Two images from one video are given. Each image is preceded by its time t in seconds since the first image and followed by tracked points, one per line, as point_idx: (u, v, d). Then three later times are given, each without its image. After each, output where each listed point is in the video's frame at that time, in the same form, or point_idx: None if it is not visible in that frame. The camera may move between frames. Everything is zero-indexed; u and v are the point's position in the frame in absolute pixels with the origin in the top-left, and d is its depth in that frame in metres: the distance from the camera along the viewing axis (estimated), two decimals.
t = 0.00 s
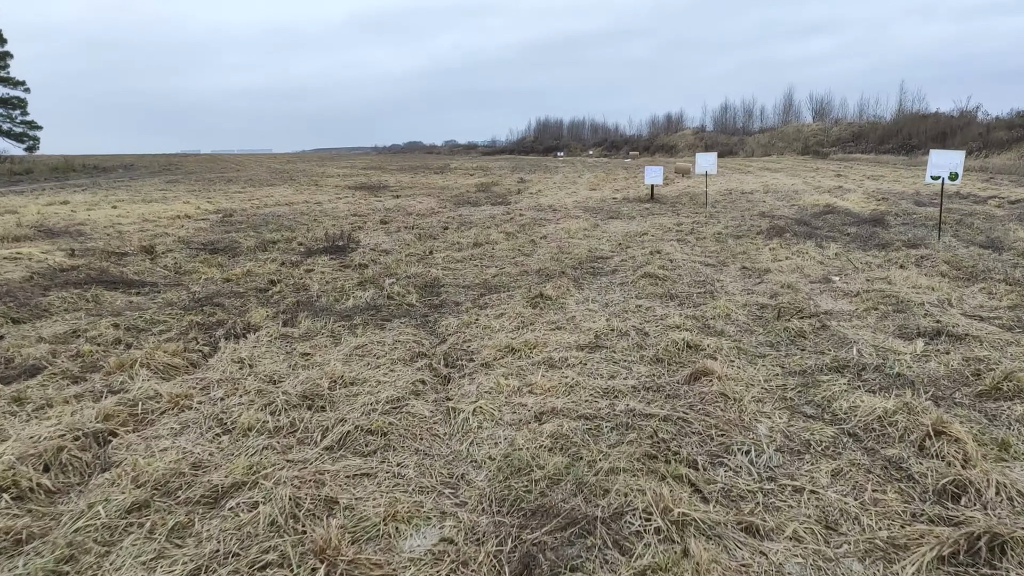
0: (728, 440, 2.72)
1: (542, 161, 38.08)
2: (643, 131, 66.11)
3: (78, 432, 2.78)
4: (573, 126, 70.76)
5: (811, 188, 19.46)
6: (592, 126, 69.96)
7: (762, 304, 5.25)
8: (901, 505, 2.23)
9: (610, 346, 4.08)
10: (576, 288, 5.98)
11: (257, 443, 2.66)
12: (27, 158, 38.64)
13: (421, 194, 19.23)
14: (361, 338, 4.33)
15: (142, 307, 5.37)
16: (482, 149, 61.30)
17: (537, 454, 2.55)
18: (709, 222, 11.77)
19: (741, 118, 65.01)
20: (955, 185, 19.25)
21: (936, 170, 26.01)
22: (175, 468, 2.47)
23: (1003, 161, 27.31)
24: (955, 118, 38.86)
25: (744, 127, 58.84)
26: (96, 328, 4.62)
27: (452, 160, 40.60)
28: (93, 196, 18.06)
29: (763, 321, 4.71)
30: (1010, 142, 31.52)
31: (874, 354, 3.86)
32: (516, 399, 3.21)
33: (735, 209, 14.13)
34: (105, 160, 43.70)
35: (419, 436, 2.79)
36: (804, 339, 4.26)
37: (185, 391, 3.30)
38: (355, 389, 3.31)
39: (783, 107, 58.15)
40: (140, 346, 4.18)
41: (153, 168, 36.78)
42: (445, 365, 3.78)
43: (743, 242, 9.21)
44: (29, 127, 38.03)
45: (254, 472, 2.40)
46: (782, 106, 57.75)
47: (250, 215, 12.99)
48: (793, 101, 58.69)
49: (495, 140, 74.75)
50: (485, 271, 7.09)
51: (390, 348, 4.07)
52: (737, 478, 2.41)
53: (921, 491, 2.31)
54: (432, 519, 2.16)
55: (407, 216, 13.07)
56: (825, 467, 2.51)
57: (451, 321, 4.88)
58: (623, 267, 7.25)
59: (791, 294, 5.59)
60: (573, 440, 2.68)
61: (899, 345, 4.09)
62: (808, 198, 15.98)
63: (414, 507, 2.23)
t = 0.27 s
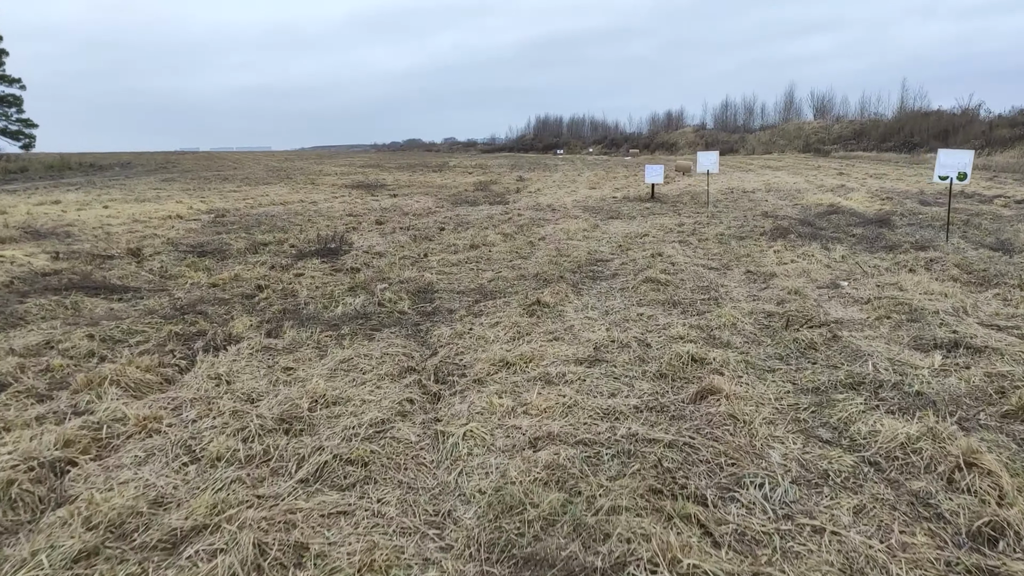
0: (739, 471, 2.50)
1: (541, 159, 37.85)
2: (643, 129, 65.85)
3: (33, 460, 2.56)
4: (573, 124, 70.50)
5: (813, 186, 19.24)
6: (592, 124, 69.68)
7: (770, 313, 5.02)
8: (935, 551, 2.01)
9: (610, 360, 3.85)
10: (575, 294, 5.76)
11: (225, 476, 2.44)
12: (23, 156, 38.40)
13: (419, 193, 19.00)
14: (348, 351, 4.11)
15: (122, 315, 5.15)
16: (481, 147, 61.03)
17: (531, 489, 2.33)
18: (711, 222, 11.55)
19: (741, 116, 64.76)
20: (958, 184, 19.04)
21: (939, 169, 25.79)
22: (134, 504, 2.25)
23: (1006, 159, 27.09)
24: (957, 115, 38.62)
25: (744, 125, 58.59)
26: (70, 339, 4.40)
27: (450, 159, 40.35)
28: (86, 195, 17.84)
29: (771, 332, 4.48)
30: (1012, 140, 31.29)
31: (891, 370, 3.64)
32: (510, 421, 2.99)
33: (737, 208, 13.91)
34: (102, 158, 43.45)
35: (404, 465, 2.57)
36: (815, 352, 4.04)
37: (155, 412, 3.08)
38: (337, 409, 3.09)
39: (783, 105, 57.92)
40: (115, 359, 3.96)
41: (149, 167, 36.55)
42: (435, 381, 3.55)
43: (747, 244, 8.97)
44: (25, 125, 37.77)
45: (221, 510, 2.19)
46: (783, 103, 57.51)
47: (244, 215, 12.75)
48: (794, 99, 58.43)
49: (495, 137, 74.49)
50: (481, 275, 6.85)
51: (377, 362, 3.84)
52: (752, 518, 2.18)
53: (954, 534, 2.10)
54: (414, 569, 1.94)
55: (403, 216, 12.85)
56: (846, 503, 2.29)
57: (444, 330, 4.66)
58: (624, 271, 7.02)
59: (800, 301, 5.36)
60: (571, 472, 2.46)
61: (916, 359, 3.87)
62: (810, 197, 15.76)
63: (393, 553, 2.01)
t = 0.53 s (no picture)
0: (761, 507, 2.27)
1: (541, 161, 37.63)
2: (643, 130, 65.66)
3: None
4: (573, 126, 70.31)
5: (816, 189, 19.03)
6: (592, 125, 69.48)
7: (781, 323, 4.78)
8: None
9: (615, 375, 3.61)
10: (577, 302, 5.53)
11: (193, 513, 2.20)
12: (20, 158, 38.18)
13: (417, 195, 18.78)
14: (338, 364, 3.87)
15: (102, 324, 4.92)
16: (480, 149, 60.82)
17: (532, 530, 2.10)
18: (715, 226, 11.33)
19: (742, 117, 64.57)
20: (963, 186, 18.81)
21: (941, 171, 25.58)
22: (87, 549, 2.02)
23: (1009, 161, 26.89)
24: (959, 117, 38.42)
25: (745, 127, 58.41)
26: (44, 351, 4.16)
27: (450, 160, 40.13)
28: (79, 197, 17.61)
29: (784, 344, 4.23)
30: (1015, 142, 31.08)
31: (916, 388, 3.41)
32: (508, 446, 2.75)
33: (740, 211, 13.68)
34: (100, 160, 43.23)
35: (391, 498, 2.34)
36: (833, 368, 3.80)
37: (124, 436, 2.84)
38: (321, 432, 2.85)
39: (784, 107, 57.74)
40: (89, 374, 3.72)
41: (147, 168, 36.34)
42: (428, 399, 3.32)
43: (752, 248, 8.73)
44: (22, 126, 37.55)
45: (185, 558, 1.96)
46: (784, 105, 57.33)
47: (238, 217, 12.52)
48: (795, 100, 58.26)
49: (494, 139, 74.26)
50: (479, 282, 6.61)
51: (367, 377, 3.60)
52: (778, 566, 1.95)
53: None
54: None
55: (401, 219, 12.62)
56: (883, 547, 2.06)
57: (439, 341, 4.42)
58: (627, 277, 6.77)
59: (812, 310, 5.12)
60: (576, 509, 2.22)
61: (942, 375, 3.63)
62: (814, 200, 15.54)
63: None
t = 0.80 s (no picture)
0: (791, 549, 2.02)
1: (541, 160, 37.37)
2: (644, 130, 65.39)
3: None
4: (573, 125, 70.07)
5: (820, 188, 18.77)
6: (592, 124, 69.19)
7: (796, 330, 4.51)
8: None
9: (623, 389, 3.35)
10: (579, 307, 5.27)
11: (150, 556, 1.95)
12: (17, 157, 37.94)
13: (416, 195, 18.53)
14: (324, 377, 3.61)
15: (79, 331, 4.66)
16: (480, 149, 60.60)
17: None
18: (719, 226, 11.07)
19: (743, 117, 64.30)
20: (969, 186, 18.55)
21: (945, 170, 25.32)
22: None
23: (1014, 160, 26.63)
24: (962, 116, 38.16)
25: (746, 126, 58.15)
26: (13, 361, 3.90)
27: (450, 159, 39.86)
28: (73, 197, 17.37)
29: (802, 354, 3.97)
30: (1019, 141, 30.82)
31: (948, 405, 3.14)
32: (507, 473, 2.50)
33: (744, 211, 13.43)
34: (98, 159, 42.99)
35: (375, 537, 2.08)
36: (856, 381, 3.53)
37: (84, 460, 2.59)
38: (301, 456, 2.59)
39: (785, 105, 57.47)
40: (57, 387, 3.46)
41: (145, 168, 36.12)
42: (420, 417, 3.06)
43: (760, 250, 8.47)
44: (19, 125, 37.32)
45: None
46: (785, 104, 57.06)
47: (233, 217, 12.27)
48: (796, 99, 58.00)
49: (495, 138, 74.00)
50: (477, 285, 6.35)
51: (356, 390, 3.34)
52: None
53: None
54: None
55: (399, 220, 12.36)
56: None
57: (434, 350, 4.16)
58: (631, 280, 6.51)
59: (827, 316, 4.85)
60: (583, 551, 1.97)
61: (974, 389, 3.36)
62: (819, 200, 15.28)
63: None
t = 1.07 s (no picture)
0: None
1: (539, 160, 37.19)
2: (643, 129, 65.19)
3: None
4: (572, 125, 69.86)
5: (820, 188, 18.60)
6: (590, 124, 68.90)
7: (803, 340, 4.32)
8: None
9: (622, 407, 3.15)
10: (576, 315, 5.08)
11: None
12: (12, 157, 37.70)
13: (413, 196, 18.33)
14: (307, 392, 3.41)
15: (54, 341, 4.45)
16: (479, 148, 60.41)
17: None
18: (719, 228, 10.89)
19: (742, 116, 64.15)
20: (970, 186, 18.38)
21: (946, 169, 25.18)
22: None
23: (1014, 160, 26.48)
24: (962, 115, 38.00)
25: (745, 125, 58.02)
26: None
27: (448, 159, 39.66)
28: (64, 198, 17.13)
29: (810, 367, 3.78)
30: (1019, 140, 30.68)
31: (970, 425, 2.95)
32: (496, 504, 2.31)
33: (744, 212, 13.25)
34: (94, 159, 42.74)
35: None
36: (868, 397, 3.34)
37: (39, 490, 2.39)
38: (275, 486, 2.40)
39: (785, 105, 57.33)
40: (21, 405, 3.26)
41: (140, 167, 35.90)
42: (406, 438, 2.86)
43: (762, 253, 8.28)
44: (14, 125, 37.07)
45: None
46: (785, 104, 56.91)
47: (225, 219, 12.06)
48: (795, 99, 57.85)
49: (493, 138, 73.78)
50: (472, 290, 6.16)
51: (338, 408, 3.15)
52: None
53: None
54: None
55: (393, 221, 12.16)
56: None
57: (423, 362, 3.96)
58: (630, 285, 6.32)
59: (835, 325, 4.67)
60: None
61: (995, 406, 3.17)
62: (819, 200, 15.11)
63: None
